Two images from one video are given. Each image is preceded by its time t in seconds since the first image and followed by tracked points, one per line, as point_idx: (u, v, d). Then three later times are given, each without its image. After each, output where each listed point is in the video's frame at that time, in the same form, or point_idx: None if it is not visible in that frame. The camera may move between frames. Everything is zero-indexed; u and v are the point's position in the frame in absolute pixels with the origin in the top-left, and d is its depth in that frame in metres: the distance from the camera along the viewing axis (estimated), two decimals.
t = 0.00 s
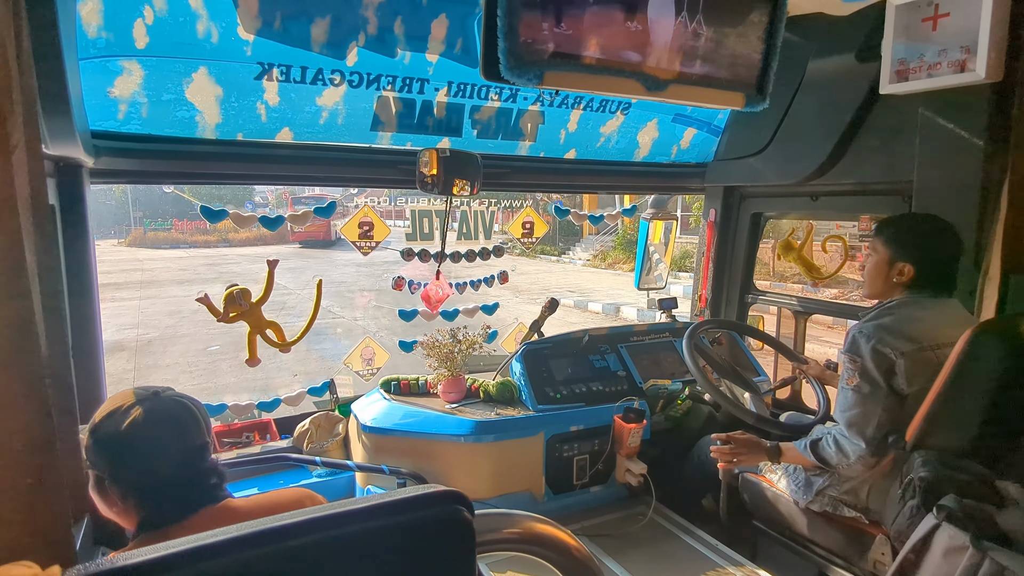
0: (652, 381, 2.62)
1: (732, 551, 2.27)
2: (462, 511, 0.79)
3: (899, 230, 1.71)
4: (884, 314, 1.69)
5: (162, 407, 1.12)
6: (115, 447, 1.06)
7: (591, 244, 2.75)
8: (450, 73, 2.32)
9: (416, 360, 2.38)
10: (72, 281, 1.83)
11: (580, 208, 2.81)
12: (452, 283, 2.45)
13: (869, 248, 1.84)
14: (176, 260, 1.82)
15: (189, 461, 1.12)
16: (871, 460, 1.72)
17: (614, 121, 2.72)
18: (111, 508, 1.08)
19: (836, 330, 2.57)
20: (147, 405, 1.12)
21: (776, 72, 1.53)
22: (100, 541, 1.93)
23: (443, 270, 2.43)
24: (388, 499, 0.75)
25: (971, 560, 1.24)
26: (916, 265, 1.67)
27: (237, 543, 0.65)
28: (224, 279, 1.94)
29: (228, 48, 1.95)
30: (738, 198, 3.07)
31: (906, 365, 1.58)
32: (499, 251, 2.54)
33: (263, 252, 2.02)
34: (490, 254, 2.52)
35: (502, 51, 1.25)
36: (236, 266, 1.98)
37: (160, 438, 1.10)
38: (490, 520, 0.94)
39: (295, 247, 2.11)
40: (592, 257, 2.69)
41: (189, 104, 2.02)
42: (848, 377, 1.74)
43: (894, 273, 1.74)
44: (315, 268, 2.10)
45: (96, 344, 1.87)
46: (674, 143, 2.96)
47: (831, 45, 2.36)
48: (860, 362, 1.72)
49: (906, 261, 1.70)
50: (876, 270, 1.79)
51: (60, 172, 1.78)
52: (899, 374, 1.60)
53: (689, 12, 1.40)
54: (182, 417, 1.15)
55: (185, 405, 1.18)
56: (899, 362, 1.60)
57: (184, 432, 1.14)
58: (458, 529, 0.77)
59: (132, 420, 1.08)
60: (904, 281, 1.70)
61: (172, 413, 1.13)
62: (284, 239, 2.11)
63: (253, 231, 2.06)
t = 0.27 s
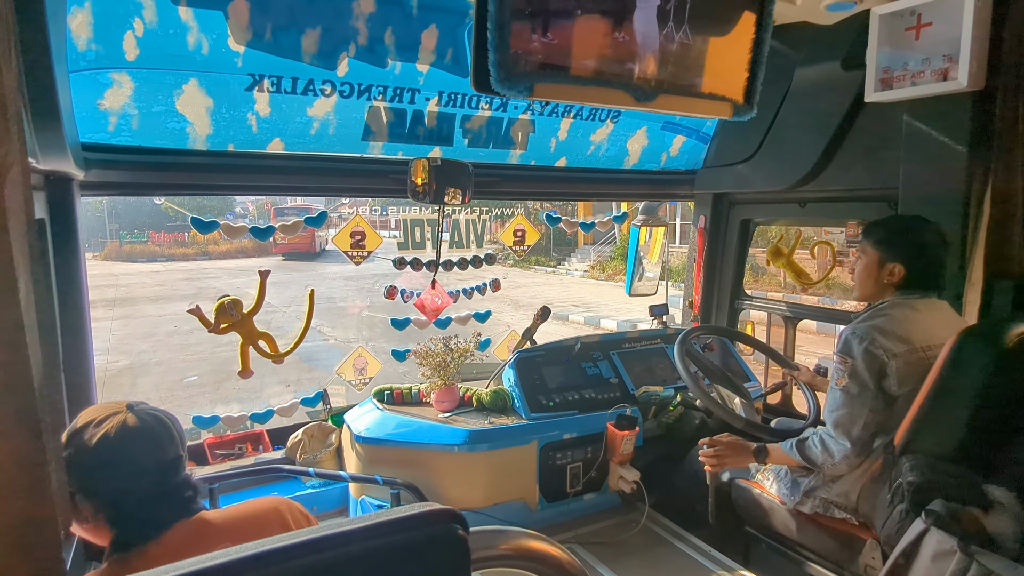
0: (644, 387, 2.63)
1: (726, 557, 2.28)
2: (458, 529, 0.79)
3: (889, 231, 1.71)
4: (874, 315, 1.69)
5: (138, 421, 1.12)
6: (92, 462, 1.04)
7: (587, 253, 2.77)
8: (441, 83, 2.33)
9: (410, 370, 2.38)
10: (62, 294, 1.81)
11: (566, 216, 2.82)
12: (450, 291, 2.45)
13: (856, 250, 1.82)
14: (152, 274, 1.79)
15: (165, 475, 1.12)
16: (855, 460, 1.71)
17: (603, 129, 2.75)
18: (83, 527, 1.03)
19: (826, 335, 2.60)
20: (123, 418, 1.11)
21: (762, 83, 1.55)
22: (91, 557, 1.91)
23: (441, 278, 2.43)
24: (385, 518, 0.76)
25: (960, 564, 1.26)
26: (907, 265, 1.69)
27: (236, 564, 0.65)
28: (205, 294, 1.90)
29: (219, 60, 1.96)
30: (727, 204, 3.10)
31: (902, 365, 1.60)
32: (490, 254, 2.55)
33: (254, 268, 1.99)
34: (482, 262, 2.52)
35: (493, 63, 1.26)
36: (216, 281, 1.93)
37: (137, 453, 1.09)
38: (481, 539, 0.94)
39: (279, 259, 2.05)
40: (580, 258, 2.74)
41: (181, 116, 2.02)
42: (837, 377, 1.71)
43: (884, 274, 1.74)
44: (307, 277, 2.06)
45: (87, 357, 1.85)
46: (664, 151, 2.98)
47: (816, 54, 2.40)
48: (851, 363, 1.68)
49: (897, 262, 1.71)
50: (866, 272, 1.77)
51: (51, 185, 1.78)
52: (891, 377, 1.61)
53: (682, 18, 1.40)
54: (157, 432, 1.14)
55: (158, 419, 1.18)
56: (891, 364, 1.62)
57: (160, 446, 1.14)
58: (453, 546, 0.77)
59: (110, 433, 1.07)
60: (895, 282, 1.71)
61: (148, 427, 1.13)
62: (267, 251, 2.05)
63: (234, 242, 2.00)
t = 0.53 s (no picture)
0: (640, 397, 2.63)
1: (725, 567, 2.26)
2: (448, 536, 0.78)
3: (884, 241, 1.70)
4: (870, 327, 1.69)
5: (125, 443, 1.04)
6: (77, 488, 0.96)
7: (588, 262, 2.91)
8: (434, 94, 2.34)
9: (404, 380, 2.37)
10: (52, 308, 1.80)
11: (562, 225, 2.87)
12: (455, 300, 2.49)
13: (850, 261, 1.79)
14: (129, 285, 1.75)
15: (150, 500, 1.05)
16: (845, 472, 1.72)
17: (597, 140, 2.76)
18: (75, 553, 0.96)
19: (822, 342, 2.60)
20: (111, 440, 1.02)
21: (753, 91, 1.55)
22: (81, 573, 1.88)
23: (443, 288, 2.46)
24: (376, 523, 0.75)
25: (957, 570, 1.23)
26: (902, 277, 1.68)
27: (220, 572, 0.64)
28: (184, 309, 1.83)
29: (212, 72, 1.96)
30: (721, 213, 3.10)
31: (897, 376, 1.60)
32: (486, 264, 2.56)
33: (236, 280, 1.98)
34: (478, 272, 2.53)
35: (484, 73, 1.26)
36: (199, 290, 1.89)
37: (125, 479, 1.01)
38: (472, 544, 0.82)
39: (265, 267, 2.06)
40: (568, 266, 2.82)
41: (174, 128, 2.02)
42: (831, 390, 1.71)
43: (880, 285, 1.72)
44: (302, 287, 2.07)
45: (78, 370, 1.83)
46: (658, 160, 3.00)
47: (807, 63, 2.42)
48: (847, 376, 1.68)
49: (893, 274, 1.69)
50: (861, 282, 1.75)
51: (42, 198, 1.77)
52: (887, 388, 1.61)
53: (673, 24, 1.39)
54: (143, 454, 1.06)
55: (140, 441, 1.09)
56: (887, 376, 1.61)
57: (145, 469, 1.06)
58: (444, 553, 0.76)
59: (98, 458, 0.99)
60: (890, 293, 1.70)
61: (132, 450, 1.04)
62: (253, 259, 2.06)
63: (216, 252, 1.99)
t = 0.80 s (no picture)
0: (639, 403, 2.64)
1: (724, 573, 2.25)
2: (446, 547, 0.78)
3: (877, 245, 1.71)
4: (864, 331, 1.68)
5: (135, 448, 1.07)
6: (79, 494, 1.00)
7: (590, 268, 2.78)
8: (431, 102, 2.35)
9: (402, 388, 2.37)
10: (49, 317, 1.79)
11: (561, 232, 2.84)
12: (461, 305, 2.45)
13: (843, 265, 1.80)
14: (113, 293, 1.73)
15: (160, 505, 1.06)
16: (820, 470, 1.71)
17: (593, 146, 2.77)
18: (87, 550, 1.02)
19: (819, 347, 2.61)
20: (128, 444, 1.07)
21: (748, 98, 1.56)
22: None
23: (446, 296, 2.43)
24: (373, 535, 0.75)
25: None
26: (897, 281, 1.69)
27: None
28: (166, 320, 1.80)
29: (209, 81, 1.96)
30: (717, 219, 3.11)
31: (889, 382, 1.59)
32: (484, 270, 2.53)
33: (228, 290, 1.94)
34: (474, 279, 2.49)
35: (480, 81, 1.26)
36: (183, 300, 1.82)
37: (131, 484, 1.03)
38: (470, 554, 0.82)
39: (254, 274, 2.03)
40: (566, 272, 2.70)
41: (171, 137, 2.02)
42: (819, 390, 1.70)
43: (874, 289, 1.73)
44: (299, 296, 2.03)
45: (75, 380, 1.83)
46: (653, 167, 3.01)
47: (801, 70, 2.43)
48: (838, 379, 1.66)
49: (888, 278, 1.71)
50: (857, 287, 1.75)
51: (38, 207, 1.77)
52: (879, 394, 1.60)
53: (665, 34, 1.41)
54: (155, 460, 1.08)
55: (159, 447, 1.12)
56: (878, 381, 1.61)
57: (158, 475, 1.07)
58: (443, 564, 0.76)
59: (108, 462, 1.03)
60: (885, 297, 1.71)
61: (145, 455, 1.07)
62: (241, 265, 2.03)
63: (203, 258, 1.95)
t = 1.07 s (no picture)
0: (644, 413, 2.62)
1: None
2: (457, 569, 0.83)
3: (874, 260, 1.74)
4: (870, 347, 1.71)
5: (150, 458, 1.11)
6: (101, 501, 1.06)
7: (600, 274, 2.85)
8: (436, 114, 2.36)
9: (408, 399, 2.37)
10: (59, 330, 1.81)
11: (568, 241, 2.85)
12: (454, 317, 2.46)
13: (845, 281, 1.84)
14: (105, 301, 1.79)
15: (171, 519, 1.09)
16: (835, 488, 1.78)
17: (597, 157, 2.78)
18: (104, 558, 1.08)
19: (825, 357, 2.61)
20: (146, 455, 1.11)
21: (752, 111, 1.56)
22: None
23: (442, 305, 2.44)
24: (391, 556, 0.79)
25: None
26: (899, 294, 1.70)
27: None
28: (155, 332, 1.72)
29: (217, 96, 1.99)
30: (722, 228, 3.12)
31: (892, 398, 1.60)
32: (488, 277, 2.57)
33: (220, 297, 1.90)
34: (479, 289, 2.53)
35: (486, 98, 1.27)
36: (174, 309, 1.77)
37: (145, 497, 1.08)
38: None
39: (251, 281, 2.04)
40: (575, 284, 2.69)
41: (179, 150, 2.04)
42: (829, 409, 1.77)
43: (877, 303, 1.75)
44: (305, 308, 2.05)
45: (84, 391, 1.84)
46: (658, 176, 3.02)
47: (804, 80, 2.44)
48: (847, 397, 1.72)
49: (890, 291, 1.72)
50: (858, 302, 1.78)
51: (50, 222, 1.79)
52: (887, 411, 1.61)
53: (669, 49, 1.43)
54: (174, 471, 1.13)
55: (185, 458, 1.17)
56: (887, 398, 1.61)
57: (175, 487, 1.11)
58: None
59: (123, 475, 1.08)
60: (888, 310, 1.72)
61: (162, 466, 1.11)
62: (237, 271, 2.03)
63: (198, 265, 1.94)
